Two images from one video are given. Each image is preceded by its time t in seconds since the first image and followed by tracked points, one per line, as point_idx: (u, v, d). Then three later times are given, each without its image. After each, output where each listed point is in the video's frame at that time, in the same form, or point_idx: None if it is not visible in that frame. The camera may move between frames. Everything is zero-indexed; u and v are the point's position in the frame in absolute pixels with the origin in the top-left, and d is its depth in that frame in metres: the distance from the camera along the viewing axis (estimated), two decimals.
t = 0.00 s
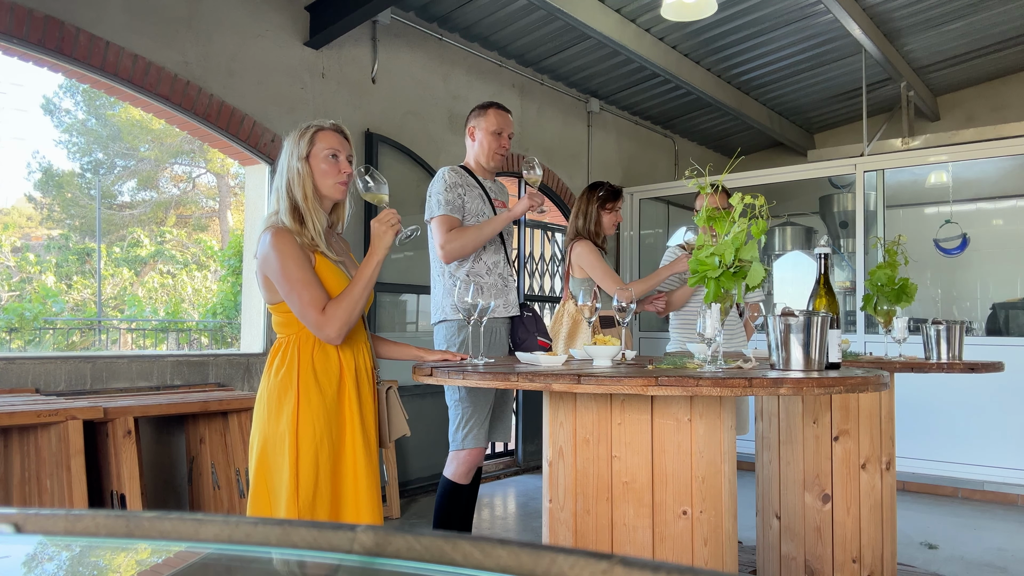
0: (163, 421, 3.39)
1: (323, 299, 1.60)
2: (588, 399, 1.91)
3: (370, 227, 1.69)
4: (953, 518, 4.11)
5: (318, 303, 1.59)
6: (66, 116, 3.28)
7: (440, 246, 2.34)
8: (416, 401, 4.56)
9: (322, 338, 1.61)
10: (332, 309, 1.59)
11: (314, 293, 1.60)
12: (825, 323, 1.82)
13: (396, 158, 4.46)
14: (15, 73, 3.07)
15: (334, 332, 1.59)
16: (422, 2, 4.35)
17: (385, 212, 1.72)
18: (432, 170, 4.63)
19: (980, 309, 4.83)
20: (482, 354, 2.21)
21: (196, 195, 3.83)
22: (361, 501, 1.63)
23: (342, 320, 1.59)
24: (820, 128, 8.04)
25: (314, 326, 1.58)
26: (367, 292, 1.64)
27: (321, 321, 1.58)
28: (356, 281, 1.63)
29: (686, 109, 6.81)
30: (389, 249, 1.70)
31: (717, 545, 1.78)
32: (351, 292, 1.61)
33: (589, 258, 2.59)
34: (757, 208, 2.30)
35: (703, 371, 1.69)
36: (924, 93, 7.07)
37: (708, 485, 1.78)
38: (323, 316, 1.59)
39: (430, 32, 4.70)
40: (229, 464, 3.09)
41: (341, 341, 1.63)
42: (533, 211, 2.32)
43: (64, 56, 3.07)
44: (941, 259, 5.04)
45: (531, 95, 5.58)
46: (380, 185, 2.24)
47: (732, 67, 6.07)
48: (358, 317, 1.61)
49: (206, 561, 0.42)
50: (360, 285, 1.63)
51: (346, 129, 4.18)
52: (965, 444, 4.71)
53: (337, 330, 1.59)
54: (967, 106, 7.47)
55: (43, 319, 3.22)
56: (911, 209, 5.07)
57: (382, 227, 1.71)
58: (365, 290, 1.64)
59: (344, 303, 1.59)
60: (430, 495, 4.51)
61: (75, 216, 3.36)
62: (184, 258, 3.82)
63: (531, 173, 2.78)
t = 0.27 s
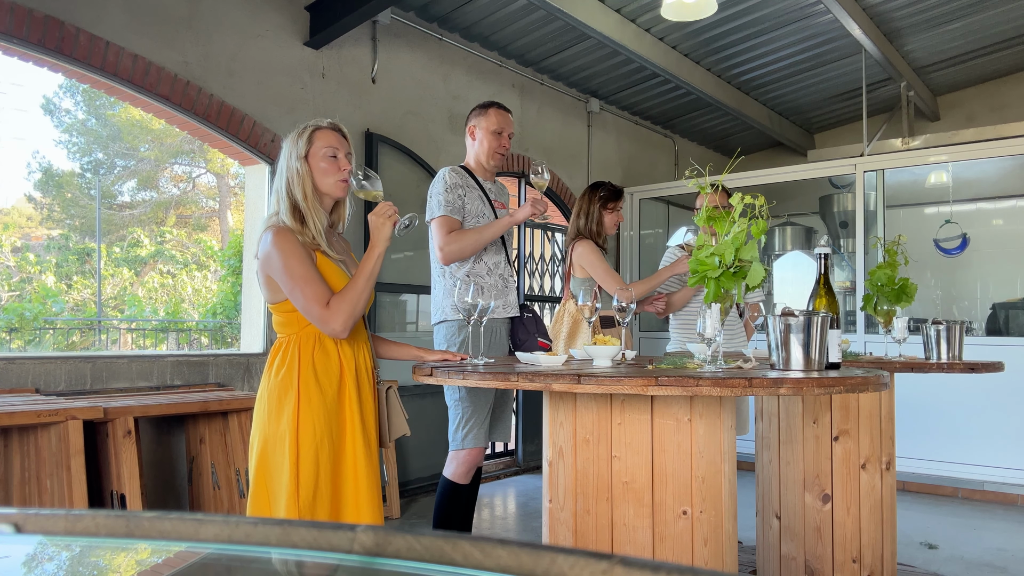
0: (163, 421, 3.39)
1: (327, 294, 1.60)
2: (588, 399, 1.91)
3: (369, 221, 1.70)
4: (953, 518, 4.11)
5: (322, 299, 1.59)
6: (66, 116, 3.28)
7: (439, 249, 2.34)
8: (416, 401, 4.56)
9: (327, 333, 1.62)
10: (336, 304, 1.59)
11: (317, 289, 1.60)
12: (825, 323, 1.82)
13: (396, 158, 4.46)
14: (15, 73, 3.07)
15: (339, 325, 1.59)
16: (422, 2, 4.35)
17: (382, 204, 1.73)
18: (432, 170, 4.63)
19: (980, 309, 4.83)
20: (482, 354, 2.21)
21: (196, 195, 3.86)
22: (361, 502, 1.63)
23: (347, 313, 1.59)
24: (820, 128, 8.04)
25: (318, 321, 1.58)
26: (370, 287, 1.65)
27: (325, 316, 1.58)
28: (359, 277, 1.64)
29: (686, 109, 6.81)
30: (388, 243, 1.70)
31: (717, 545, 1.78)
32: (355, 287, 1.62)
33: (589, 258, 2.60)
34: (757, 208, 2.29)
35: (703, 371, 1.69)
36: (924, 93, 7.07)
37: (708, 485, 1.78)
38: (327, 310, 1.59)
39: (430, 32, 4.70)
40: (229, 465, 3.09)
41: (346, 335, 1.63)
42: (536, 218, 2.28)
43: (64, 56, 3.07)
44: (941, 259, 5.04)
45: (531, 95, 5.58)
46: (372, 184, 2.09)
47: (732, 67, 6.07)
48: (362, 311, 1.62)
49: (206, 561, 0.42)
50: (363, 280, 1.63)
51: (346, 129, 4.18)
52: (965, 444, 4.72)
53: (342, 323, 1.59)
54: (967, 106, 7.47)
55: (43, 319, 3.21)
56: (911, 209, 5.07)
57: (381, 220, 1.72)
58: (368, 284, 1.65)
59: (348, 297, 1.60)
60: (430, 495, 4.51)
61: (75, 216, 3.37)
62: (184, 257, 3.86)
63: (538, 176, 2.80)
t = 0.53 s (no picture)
0: (163, 421, 3.39)
1: (330, 290, 1.60)
2: (588, 399, 1.91)
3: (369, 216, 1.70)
4: (953, 518, 4.11)
5: (325, 295, 1.60)
6: (66, 116, 3.28)
7: (439, 246, 2.34)
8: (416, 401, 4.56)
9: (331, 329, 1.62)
10: (340, 300, 1.59)
11: (320, 286, 1.60)
12: (825, 323, 1.82)
13: (396, 159, 4.46)
14: (15, 73, 3.07)
15: (343, 321, 1.59)
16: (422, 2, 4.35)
17: (382, 199, 1.73)
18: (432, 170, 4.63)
19: (980, 309, 4.83)
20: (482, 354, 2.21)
21: (196, 195, 3.83)
22: (362, 502, 1.63)
23: (351, 308, 1.60)
24: (820, 128, 8.03)
25: (322, 317, 1.59)
26: (373, 283, 1.65)
27: (329, 312, 1.58)
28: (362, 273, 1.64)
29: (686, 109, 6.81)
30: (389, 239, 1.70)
31: (717, 545, 1.78)
32: (358, 283, 1.62)
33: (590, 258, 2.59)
34: (757, 208, 2.29)
35: (703, 371, 1.69)
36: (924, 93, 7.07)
37: (708, 485, 1.78)
38: (331, 306, 1.59)
39: (430, 32, 4.70)
40: (229, 464, 3.09)
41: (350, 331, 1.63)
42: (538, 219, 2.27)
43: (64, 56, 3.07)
44: (941, 259, 5.04)
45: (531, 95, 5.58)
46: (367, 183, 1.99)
47: (731, 67, 6.08)
48: (365, 307, 1.62)
49: (206, 561, 0.42)
50: (365, 276, 1.63)
51: (346, 129, 4.18)
52: (965, 444, 4.72)
53: (346, 318, 1.59)
54: (967, 106, 7.47)
55: (43, 319, 3.22)
56: (911, 209, 5.07)
57: (381, 214, 1.72)
58: (371, 279, 1.65)
59: (351, 292, 1.60)
60: (430, 495, 4.51)
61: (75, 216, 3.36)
62: (184, 257, 3.83)
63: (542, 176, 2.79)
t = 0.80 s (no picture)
0: (163, 421, 3.39)
1: (333, 286, 1.61)
2: (588, 399, 1.91)
3: (370, 211, 1.70)
4: (953, 518, 4.11)
5: (329, 291, 1.60)
6: (66, 116, 3.28)
7: (440, 244, 2.34)
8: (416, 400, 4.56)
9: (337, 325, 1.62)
10: (344, 296, 1.60)
11: (323, 282, 1.60)
12: (825, 323, 1.82)
13: (396, 159, 4.46)
14: (15, 73, 3.07)
15: (348, 316, 1.59)
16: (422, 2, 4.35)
17: (382, 194, 1.73)
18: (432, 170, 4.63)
19: (980, 309, 4.83)
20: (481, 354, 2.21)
21: (196, 195, 3.84)
22: (363, 501, 1.63)
23: (356, 302, 1.60)
24: (820, 128, 8.03)
25: (327, 313, 1.59)
26: (376, 278, 1.65)
27: (334, 307, 1.59)
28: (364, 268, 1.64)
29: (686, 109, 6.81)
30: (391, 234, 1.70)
31: (717, 545, 1.78)
32: (361, 279, 1.62)
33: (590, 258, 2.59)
34: (757, 208, 2.29)
35: (703, 371, 1.69)
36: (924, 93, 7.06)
37: (708, 485, 1.78)
38: (335, 302, 1.59)
39: (430, 32, 4.70)
40: (229, 465, 3.09)
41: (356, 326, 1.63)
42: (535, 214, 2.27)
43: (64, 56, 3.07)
44: (941, 260, 5.04)
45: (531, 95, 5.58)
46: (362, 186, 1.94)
47: (731, 67, 6.08)
48: (369, 302, 1.62)
49: (206, 561, 0.42)
50: (368, 272, 1.64)
51: (347, 129, 4.19)
52: (965, 445, 4.71)
53: (352, 313, 1.60)
54: (966, 106, 7.47)
55: (43, 319, 3.22)
56: (911, 209, 5.07)
57: (382, 210, 1.73)
58: (374, 274, 1.65)
59: (356, 287, 1.60)
60: (430, 495, 4.51)
61: (75, 216, 3.36)
62: (184, 257, 3.83)
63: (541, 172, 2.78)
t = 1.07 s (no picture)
0: (163, 421, 3.39)
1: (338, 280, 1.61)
2: (588, 399, 1.91)
3: (371, 203, 1.70)
4: (953, 518, 4.11)
5: (334, 284, 1.60)
6: (66, 116, 3.28)
7: (439, 244, 2.34)
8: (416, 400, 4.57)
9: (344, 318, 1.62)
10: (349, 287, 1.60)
11: (327, 276, 1.60)
12: (825, 323, 1.82)
13: (396, 158, 4.46)
14: (15, 73, 3.07)
15: (355, 306, 1.60)
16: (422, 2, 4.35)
17: (382, 185, 1.74)
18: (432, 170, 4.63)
19: (979, 309, 4.83)
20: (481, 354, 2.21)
21: (196, 195, 3.85)
22: (364, 500, 1.63)
23: (362, 294, 1.61)
24: (820, 128, 8.03)
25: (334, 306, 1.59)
26: (379, 271, 1.66)
27: (339, 300, 1.59)
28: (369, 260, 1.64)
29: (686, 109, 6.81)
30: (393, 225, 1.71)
31: (717, 545, 1.78)
32: (366, 270, 1.62)
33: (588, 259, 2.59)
34: (757, 208, 2.29)
35: (703, 371, 1.69)
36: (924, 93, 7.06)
37: (708, 485, 1.78)
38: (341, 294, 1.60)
39: (430, 32, 4.70)
40: (229, 465, 3.08)
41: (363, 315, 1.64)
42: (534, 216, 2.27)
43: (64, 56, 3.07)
44: (941, 260, 5.04)
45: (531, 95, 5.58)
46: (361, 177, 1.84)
47: (731, 67, 6.08)
48: (375, 292, 1.63)
49: (206, 561, 0.42)
50: (372, 263, 1.64)
51: (346, 129, 4.19)
52: (965, 445, 4.71)
53: (358, 302, 1.60)
54: (966, 106, 7.47)
55: (43, 319, 3.22)
56: (911, 209, 5.07)
57: (383, 201, 1.73)
58: (379, 266, 1.66)
59: (361, 278, 1.61)
60: (430, 495, 4.52)
61: (75, 216, 3.37)
62: (184, 257, 3.85)
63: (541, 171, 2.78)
